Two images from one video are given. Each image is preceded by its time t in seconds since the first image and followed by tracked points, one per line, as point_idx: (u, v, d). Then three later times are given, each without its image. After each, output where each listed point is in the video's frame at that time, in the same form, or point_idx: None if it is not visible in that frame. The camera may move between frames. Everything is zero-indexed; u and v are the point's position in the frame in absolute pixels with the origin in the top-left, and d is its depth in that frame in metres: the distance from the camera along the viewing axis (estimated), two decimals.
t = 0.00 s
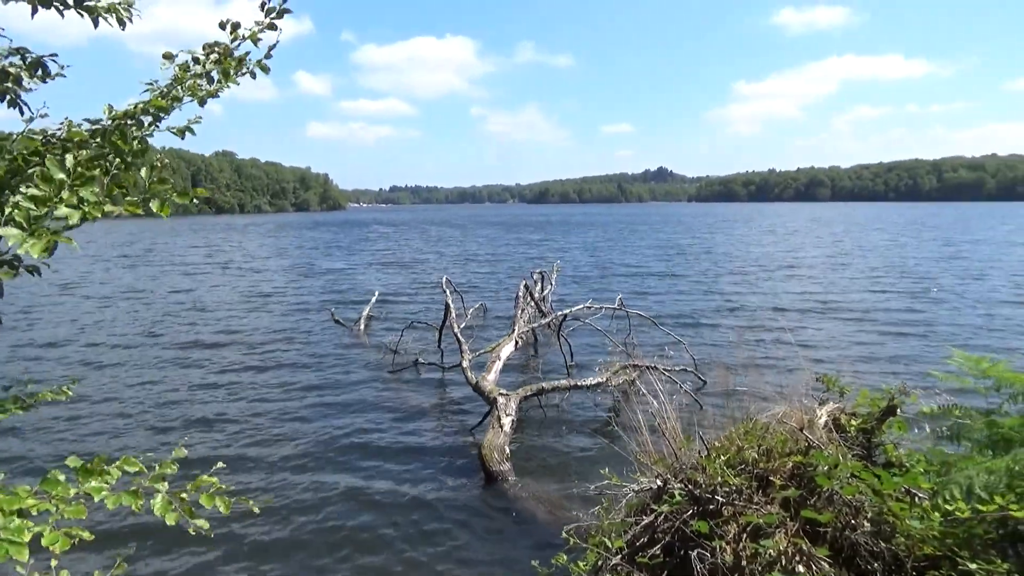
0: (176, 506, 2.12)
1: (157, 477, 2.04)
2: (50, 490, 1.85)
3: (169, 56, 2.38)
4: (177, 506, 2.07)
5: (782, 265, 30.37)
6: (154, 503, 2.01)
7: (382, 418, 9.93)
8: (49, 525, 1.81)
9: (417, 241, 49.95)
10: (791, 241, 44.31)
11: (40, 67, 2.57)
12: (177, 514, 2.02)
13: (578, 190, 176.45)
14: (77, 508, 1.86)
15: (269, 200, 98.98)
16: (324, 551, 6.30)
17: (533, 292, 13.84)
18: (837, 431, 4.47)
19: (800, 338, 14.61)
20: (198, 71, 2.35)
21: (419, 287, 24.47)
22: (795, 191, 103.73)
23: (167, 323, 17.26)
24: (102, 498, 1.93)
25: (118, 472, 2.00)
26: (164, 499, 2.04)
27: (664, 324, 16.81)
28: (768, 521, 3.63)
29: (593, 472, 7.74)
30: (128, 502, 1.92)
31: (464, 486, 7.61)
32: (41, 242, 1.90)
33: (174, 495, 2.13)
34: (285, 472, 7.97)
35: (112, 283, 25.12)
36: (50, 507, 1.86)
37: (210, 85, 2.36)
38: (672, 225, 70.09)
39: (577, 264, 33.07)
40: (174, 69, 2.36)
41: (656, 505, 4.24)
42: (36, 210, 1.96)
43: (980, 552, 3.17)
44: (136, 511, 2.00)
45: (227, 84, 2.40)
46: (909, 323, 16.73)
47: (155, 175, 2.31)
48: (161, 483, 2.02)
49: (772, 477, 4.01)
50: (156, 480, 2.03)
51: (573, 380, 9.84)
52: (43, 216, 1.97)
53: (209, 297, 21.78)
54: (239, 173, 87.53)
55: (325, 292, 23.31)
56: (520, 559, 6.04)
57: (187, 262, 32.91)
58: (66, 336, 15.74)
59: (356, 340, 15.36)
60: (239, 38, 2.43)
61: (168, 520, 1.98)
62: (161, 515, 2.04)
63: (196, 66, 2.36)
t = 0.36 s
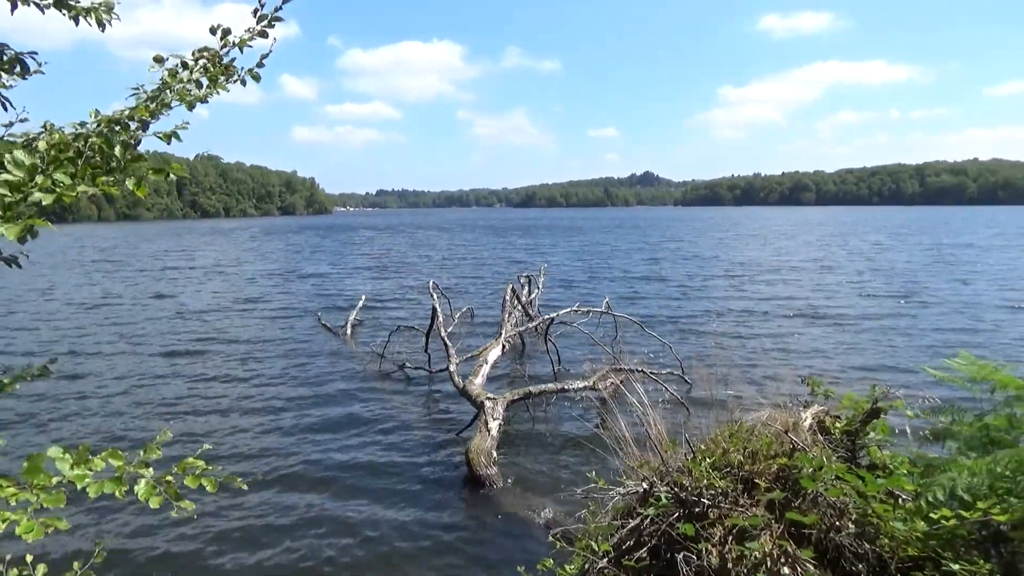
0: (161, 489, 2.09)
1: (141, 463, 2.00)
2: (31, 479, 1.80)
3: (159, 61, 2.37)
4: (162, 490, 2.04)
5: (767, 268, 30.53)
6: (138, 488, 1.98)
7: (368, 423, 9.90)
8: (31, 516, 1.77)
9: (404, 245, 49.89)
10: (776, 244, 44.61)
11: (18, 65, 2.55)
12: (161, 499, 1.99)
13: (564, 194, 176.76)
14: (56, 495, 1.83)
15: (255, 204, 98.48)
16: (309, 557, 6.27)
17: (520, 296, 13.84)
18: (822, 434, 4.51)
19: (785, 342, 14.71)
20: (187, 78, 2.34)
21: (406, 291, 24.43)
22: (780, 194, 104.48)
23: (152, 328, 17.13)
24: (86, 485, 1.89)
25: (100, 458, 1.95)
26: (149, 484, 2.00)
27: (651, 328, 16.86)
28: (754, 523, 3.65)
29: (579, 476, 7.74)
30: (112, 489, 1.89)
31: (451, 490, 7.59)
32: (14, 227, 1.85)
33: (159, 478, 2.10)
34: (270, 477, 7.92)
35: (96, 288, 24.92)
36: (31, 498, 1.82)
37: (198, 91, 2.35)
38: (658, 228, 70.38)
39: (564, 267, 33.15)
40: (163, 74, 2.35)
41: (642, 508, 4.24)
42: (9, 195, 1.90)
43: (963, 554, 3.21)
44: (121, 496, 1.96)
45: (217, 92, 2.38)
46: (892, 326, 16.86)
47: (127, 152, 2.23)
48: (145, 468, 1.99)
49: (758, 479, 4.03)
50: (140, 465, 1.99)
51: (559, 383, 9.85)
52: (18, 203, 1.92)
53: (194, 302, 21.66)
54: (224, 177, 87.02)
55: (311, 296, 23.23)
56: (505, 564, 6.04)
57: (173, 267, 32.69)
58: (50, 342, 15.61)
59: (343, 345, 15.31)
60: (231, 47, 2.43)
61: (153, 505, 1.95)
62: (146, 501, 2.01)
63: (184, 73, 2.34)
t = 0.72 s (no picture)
0: (149, 468, 2.03)
1: (127, 442, 1.93)
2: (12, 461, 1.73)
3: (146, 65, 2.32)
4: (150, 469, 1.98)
5: (756, 271, 30.63)
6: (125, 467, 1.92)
7: (357, 426, 9.87)
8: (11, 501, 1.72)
9: (393, 248, 49.81)
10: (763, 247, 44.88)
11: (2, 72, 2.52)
12: (149, 479, 1.93)
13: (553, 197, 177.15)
14: (36, 477, 1.77)
15: (242, 207, 98.03)
16: (297, 560, 6.24)
17: (509, 299, 13.85)
18: (809, 435, 4.54)
19: (773, 343, 14.80)
20: (175, 79, 2.32)
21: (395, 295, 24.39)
22: (767, 197, 105.19)
23: (137, 332, 17.00)
24: (70, 465, 1.82)
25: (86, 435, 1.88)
26: (136, 462, 1.94)
27: (639, 330, 16.90)
28: (741, 524, 3.66)
29: (568, 479, 7.75)
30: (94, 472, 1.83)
31: (440, 493, 7.58)
32: None
33: (147, 456, 2.03)
34: (259, 480, 7.89)
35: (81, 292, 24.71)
36: (11, 479, 1.75)
37: (187, 93, 2.33)
38: (646, 231, 70.56)
39: (552, 270, 33.21)
40: (150, 75, 2.31)
41: (630, 511, 4.26)
42: None
43: (947, 554, 3.24)
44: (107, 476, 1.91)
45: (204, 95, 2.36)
46: (878, 328, 16.99)
47: (109, 143, 2.15)
48: (132, 446, 1.92)
49: (745, 481, 4.05)
50: (127, 444, 1.93)
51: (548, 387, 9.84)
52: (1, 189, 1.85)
53: (181, 305, 21.50)
54: (210, 179, 86.62)
55: (299, 299, 23.14)
56: (495, 567, 6.03)
57: (159, 270, 32.46)
58: (34, 347, 15.44)
59: (331, 348, 15.26)
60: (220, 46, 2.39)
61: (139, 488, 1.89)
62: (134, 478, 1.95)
63: (172, 75, 2.32)
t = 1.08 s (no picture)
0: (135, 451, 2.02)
1: (113, 426, 1.91)
2: None
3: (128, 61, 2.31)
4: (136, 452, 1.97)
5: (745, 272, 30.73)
6: (110, 452, 1.90)
7: (347, 428, 9.84)
8: None
9: (384, 250, 49.66)
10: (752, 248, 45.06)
11: None
12: (135, 463, 1.93)
13: (543, 198, 177.02)
14: (19, 459, 1.75)
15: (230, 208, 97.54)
16: (286, 562, 6.21)
17: (499, 300, 13.83)
18: (798, 434, 4.56)
19: (762, 344, 14.85)
20: (156, 72, 2.31)
21: (385, 296, 24.34)
22: (757, 198, 105.57)
23: (126, 334, 16.90)
24: (55, 451, 1.80)
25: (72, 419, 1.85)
26: (122, 447, 1.93)
27: (629, 331, 16.91)
28: (731, 524, 3.67)
29: (558, 480, 7.75)
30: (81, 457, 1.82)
31: (430, 494, 7.56)
32: None
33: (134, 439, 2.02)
34: (248, 483, 7.85)
35: (69, 293, 24.54)
36: None
37: (171, 90, 2.32)
38: (637, 232, 70.60)
39: (543, 271, 33.21)
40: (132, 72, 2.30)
41: (621, 512, 4.26)
42: None
43: (936, 553, 3.24)
44: (93, 460, 1.90)
45: (186, 90, 2.36)
46: (866, 329, 17.06)
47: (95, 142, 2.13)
48: (119, 430, 1.90)
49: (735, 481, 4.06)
50: (114, 428, 1.91)
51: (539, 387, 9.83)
52: None
53: (171, 307, 21.38)
54: (199, 181, 86.14)
55: (290, 301, 23.05)
56: (484, 568, 6.02)
57: (147, 272, 32.27)
58: (21, 349, 15.32)
59: (322, 350, 15.21)
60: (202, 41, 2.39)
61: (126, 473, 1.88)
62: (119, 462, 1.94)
63: (153, 68, 2.32)
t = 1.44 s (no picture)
0: (119, 462, 2.00)
1: (97, 438, 1.89)
2: None
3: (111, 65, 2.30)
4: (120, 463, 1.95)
5: (734, 272, 30.84)
6: (94, 463, 1.89)
7: (336, 431, 9.81)
8: None
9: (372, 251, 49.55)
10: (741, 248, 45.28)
11: None
12: (119, 475, 1.91)
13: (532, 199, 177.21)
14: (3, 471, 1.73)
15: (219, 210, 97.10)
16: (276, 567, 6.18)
17: (489, 301, 13.83)
18: (787, 434, 4.58)
19: (751, 345, 14.91)
20: (141, 77, 2.30)
21: (375, 298, 24.29)
22: (745, 199, 106.03)
23: (113, 337, 16.76)
24: (38, 462, 1.78)
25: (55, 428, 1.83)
26: (106, 458, 1.92)
27: (618, 332, 16.94)
28: (720, 524, 3.68)
29: (548, 481, 7.75)
30: (64, 469, 1.80)
31: (420, 496, 7.55)
32: None
33: (118, 450, 2.00)
34: (237, 488, 7.80)
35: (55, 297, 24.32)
36: None
37: (156, 95, 2.31)
38: (626, 233, 70.71)
39: (532, 272, 33.23)
40: (115, 77, 2.29)
41: (611, 512, 4.26)
42: None
43: (923, 551, 3.25)
44: (75, 472, 1.88)
45: (171, 95, 2.36)
46: (854, 328, 17.17)
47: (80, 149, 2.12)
48: (103, 441, 1.88)
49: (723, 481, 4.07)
50: (97, 440, 1.89)
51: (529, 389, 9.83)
52: None
53: (158, 310, 21.24)
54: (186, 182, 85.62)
55: (279, 303, 22.96)
56: (475, 569, 6.02)
57: (135, 274, 32.05)
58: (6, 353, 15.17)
59: (311, 352, 15.15)
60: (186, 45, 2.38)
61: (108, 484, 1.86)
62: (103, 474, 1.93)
63: (136, 72, 2.30)
